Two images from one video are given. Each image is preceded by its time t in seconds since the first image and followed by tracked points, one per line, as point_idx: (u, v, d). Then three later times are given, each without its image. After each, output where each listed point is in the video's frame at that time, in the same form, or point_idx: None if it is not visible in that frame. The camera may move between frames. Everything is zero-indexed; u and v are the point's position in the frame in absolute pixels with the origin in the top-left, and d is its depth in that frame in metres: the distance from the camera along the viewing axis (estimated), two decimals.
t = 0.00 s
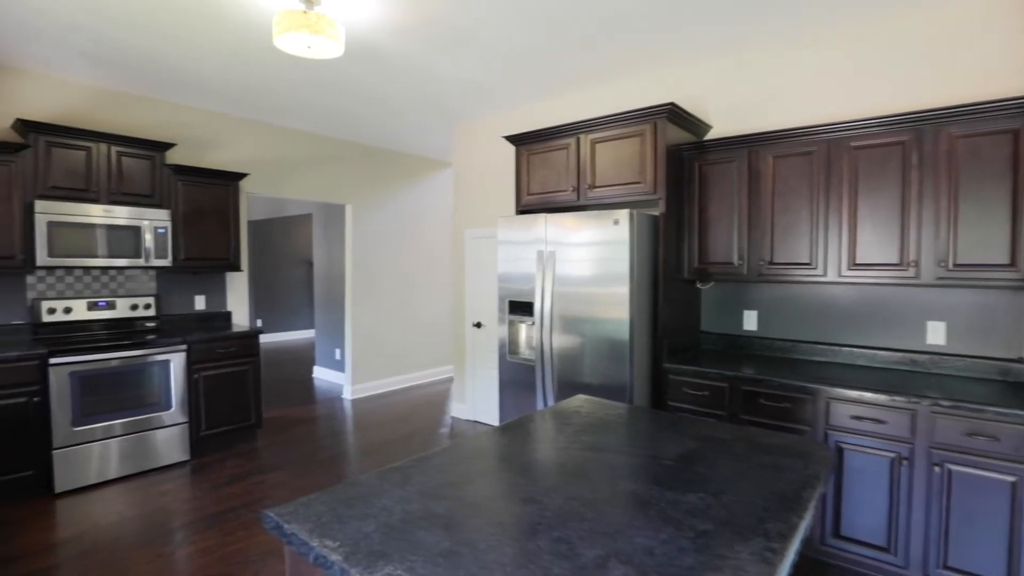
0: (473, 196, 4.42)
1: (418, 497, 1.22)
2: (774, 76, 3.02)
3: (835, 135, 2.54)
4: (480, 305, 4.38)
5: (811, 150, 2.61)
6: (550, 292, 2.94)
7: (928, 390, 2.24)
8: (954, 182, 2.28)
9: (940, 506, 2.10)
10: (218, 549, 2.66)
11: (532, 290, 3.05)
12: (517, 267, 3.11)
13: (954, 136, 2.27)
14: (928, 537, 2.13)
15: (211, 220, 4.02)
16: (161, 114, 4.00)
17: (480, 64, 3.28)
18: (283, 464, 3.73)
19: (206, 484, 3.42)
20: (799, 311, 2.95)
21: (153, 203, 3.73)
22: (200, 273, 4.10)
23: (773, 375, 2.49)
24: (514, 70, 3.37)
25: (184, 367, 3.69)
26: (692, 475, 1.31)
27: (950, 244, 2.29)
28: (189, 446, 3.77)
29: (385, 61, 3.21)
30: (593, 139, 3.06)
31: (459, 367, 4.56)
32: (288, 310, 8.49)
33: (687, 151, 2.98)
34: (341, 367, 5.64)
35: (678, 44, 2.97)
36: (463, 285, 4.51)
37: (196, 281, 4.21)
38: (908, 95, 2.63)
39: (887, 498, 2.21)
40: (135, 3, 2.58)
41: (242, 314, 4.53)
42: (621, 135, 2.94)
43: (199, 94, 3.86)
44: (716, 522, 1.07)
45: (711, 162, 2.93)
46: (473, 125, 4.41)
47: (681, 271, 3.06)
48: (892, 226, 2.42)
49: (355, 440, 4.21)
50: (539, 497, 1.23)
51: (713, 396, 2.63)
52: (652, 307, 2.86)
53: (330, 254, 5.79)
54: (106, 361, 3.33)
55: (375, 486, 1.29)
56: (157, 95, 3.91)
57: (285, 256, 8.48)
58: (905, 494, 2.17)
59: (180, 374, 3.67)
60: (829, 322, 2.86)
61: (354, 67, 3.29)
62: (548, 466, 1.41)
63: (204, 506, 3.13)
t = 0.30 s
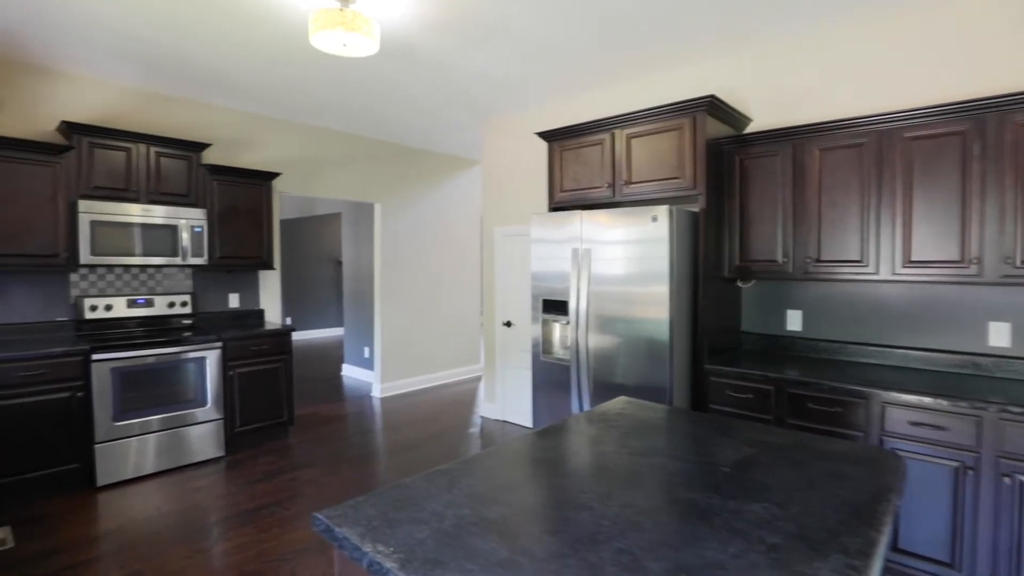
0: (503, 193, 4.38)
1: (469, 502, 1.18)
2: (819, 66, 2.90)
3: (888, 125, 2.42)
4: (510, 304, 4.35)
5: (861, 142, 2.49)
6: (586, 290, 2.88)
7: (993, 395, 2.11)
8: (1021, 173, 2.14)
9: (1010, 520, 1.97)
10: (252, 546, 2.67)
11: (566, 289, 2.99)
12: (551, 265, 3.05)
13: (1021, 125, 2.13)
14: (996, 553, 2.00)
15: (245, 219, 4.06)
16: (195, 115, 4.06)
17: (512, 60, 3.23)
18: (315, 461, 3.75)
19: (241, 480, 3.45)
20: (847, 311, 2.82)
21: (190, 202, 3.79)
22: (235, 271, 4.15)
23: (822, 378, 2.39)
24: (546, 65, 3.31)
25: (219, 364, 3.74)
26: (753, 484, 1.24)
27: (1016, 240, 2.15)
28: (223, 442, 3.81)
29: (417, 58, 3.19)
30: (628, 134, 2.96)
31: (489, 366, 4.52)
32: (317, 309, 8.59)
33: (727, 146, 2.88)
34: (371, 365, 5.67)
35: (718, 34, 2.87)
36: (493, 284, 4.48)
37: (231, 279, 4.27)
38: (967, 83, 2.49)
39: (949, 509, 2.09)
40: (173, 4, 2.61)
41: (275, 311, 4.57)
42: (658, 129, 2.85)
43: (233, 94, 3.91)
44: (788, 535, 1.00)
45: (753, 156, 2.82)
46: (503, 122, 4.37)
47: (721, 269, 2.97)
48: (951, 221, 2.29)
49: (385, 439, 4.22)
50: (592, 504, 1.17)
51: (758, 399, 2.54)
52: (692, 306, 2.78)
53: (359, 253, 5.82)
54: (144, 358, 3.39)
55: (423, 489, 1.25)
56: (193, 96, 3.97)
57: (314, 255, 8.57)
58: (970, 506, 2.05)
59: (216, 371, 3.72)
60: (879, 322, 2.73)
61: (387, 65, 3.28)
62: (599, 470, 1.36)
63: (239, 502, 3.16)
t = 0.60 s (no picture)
0: (534, 191, 4.34)
1: (526, 510, 1.14)
2: (868, 57, 2.79)
3: (946, 116, 2.29)
4: (542, 302, 4.31)
5: (916, 134, 2.37)
6: (624, 289, 2.81)
7: None
8: None
9: None
10: (288, 545, 2.67)
11: (603, 288, 2.93)
12: (588, 264, 3.00)
13: None
14: None
15: (279, 218, 4.09)
16: (230, 116, 4.11)
17: (546, 55, 3.18)
18: (348, 460, 3.77)
19: (275, 477, 3.48)
20: (898, 312, 2.70)
21: (225, 201, 3.83)
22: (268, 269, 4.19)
23: (875, 381, 2.29)
24: (581, 60, 3.26)
25: (253, 362, 3.78)
26: (823, 496, 1.18)
27: None
28: (258, 440, 3.85)
29: (451, 55, 3.16)
30: (667, 129, 2.88)
31: (520, 365, 4.49)
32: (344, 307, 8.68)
33: (771, 140, 2.78)
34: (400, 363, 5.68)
35: (761, 25, 2.79)
36: (523, 283, 4.44)
37: (264, 277, 4.31)
38: None
39: (1016, 522, 1.98)
40: (212, 4, 2.63)
41: (307, 310, 4.61)
42: (698, 124, 2.77)
43: (268, 94, 3.94)
44: (871, 553, 0.94)
45: (798, 150, 2.72)
46: (535, 119, 4.33)
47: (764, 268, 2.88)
48: (1017, 217, 2.16)
49: (416, 437, 4.22)
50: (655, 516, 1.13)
51: (805, 402, 2.45)
52: (734, 306, 2.69)
53: (388, 251, 5.84)
54: (181, 355, 3.44)
55: (477, 495, 1.22)
56: (228, 96, 4.02)
57: (341, 253, 8.65)
58: None
59: (251, 369, 3.76)
60: (933, 323, 2.61)
61: (420, 62, 3.26)
62: (656, 478, 1.31)
63: (275, 499, 3.18)
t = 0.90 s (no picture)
0: (566, 189, 4.30)
1: (585, 522, 1.12)
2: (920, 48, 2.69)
3: (1010, 107, 2.17)
4: (573, 302, 4.27)
5: (977, 126, 2.25)
6: (662, 289, 2.75)
7: None
8: None
9: None
10: (323, 545, 2.68)
11: (641, 287, 2.86)
12: (624, 263, 2.94)
13: None
14: None
15: (311, 217, 4.13)
16: (265, 116, 4.16)
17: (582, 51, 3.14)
18: (379, 459, 3.78)
19: (309, 476, 3.51)
20: (953, 313, 2.57)
21: (259, 200, 3.87)
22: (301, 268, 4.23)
23: (931, 387, 2.18)
24: (616, 55, 3.20)
25: (287, 361, 3.82)
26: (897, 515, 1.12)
27: None
28: (291, 438, 3.89)
29: (484, 52, 3.13)
30: (707, 124, 2.81)
31: (550, 364, 4.46)
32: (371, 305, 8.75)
33: (817, 134, 2.67)
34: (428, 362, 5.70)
35: (806, 17, 2.70)
36: (554, 282, 4.41)
37: (297, 277, 4.35)
38: None
39: None
40: (251, 4, 2.65)
41: (338, 309, 4.64)
42: (740, 119, 2.69)
43: (302, 93, 3.98)
44: None
45: (846, 145, 2.62)
46: (566, 115, 4.29)
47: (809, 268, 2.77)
48: None
49: (447, 438, 4.21)
50: (722, 531, 1.08)
51: (855, 407, 2.35)
52: (778, 306, 2.60)
53: (417, 251, 5.86)
54: (217, 354, 3.49)
55: (533, 504, 1.20)
56: (263, 97, 4.07)
57: (368, 252, 8.72)
58: None
59: (284, 368, 3.80)
60: (992, 325, 2.47)
61: (453, 59, 3.23)
62: (715, 490, 1.27)
63: (309, 498, 3.21)
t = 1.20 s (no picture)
0: (598, 188, 4.26)
1: (644, 536, 1.06)
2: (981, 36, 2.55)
3: None
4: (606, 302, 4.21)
5: None
6: (704, 291, 2.66)
7: None
8: None
9: None
10: (356, 546, 2.66)
11: (682, 288, 2.78)
12: (663, 263, 2.86)
13: None
14: None
15: (342, 216, 4.13)
16: (298, 116, 4.19)
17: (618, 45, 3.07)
18: (410, 460, 3.76)
19: (339, 476, 3.51)
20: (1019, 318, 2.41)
21: (291, 200, 3.89)
22: (332, 267, 4.24)
23: (998, 395, 2.04)
24: (654, 49, 3.12)
25: (318, 360, 3.83)
26: (988, 540, 1.03)
27: None
28: (321, 437, 3.89)
29: (519, 47, 3.08)
30: (751, 119, 2.71)
31: (581, 365, 4.42)
32: (397, 304, 8.81)
33: (870, 128, 2.54)
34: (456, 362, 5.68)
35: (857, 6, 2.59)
36: (586, 281, 4.38)
37: (328, 276, 4.37)
38: None
39: None
40: (288, 3, 2.65)
41: (367, 308, 4.65)
42: (787, 113, 2.58)
43: (334, 93, 3.99)
44: None
45: (902, 139, 2.48)
46: (600, 112, 4.23)
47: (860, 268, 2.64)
48: None
49: (476, 439, 4.17)
50: (796, 549, 1.01)
51: (912, 415, 2.22)
52: (828, 308, 2.49)
53: (445, 250, 5.85)
54: (250, 353, 3.51)
55: (586, 514, 1.14)
56: (297, 97, 4.09)
57: (395, 252, 8.78)
58: None
59: (316, 367, 3.81)
60: None
61: (487, 55, 3.20)
62: (779, 504, 1.19)
63: (341, 498, 3.20)
